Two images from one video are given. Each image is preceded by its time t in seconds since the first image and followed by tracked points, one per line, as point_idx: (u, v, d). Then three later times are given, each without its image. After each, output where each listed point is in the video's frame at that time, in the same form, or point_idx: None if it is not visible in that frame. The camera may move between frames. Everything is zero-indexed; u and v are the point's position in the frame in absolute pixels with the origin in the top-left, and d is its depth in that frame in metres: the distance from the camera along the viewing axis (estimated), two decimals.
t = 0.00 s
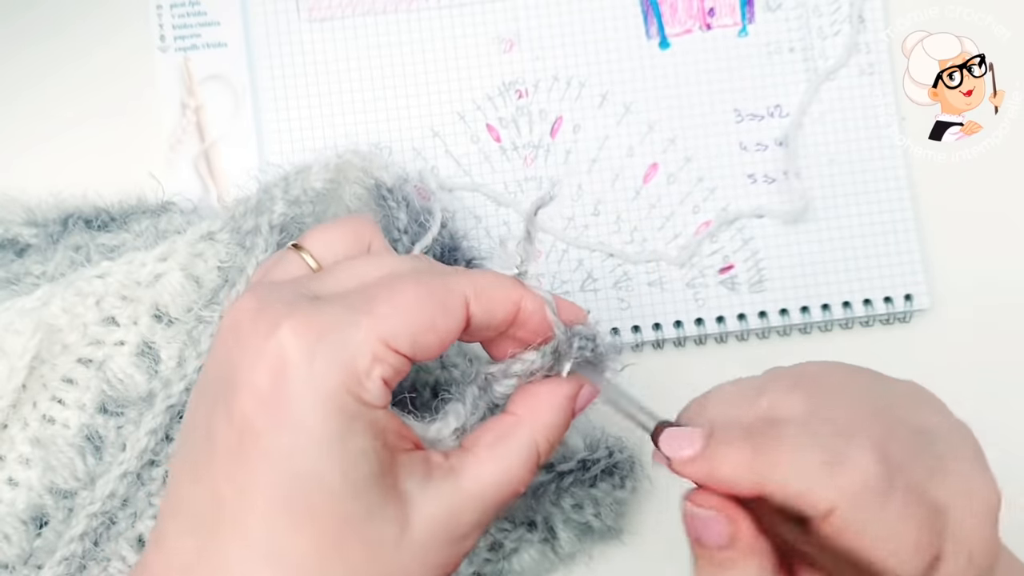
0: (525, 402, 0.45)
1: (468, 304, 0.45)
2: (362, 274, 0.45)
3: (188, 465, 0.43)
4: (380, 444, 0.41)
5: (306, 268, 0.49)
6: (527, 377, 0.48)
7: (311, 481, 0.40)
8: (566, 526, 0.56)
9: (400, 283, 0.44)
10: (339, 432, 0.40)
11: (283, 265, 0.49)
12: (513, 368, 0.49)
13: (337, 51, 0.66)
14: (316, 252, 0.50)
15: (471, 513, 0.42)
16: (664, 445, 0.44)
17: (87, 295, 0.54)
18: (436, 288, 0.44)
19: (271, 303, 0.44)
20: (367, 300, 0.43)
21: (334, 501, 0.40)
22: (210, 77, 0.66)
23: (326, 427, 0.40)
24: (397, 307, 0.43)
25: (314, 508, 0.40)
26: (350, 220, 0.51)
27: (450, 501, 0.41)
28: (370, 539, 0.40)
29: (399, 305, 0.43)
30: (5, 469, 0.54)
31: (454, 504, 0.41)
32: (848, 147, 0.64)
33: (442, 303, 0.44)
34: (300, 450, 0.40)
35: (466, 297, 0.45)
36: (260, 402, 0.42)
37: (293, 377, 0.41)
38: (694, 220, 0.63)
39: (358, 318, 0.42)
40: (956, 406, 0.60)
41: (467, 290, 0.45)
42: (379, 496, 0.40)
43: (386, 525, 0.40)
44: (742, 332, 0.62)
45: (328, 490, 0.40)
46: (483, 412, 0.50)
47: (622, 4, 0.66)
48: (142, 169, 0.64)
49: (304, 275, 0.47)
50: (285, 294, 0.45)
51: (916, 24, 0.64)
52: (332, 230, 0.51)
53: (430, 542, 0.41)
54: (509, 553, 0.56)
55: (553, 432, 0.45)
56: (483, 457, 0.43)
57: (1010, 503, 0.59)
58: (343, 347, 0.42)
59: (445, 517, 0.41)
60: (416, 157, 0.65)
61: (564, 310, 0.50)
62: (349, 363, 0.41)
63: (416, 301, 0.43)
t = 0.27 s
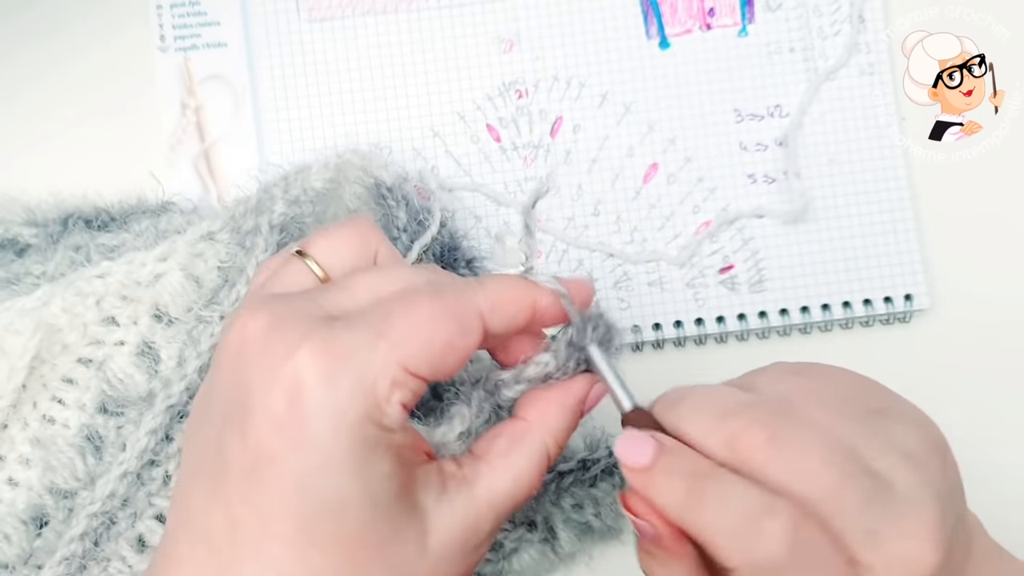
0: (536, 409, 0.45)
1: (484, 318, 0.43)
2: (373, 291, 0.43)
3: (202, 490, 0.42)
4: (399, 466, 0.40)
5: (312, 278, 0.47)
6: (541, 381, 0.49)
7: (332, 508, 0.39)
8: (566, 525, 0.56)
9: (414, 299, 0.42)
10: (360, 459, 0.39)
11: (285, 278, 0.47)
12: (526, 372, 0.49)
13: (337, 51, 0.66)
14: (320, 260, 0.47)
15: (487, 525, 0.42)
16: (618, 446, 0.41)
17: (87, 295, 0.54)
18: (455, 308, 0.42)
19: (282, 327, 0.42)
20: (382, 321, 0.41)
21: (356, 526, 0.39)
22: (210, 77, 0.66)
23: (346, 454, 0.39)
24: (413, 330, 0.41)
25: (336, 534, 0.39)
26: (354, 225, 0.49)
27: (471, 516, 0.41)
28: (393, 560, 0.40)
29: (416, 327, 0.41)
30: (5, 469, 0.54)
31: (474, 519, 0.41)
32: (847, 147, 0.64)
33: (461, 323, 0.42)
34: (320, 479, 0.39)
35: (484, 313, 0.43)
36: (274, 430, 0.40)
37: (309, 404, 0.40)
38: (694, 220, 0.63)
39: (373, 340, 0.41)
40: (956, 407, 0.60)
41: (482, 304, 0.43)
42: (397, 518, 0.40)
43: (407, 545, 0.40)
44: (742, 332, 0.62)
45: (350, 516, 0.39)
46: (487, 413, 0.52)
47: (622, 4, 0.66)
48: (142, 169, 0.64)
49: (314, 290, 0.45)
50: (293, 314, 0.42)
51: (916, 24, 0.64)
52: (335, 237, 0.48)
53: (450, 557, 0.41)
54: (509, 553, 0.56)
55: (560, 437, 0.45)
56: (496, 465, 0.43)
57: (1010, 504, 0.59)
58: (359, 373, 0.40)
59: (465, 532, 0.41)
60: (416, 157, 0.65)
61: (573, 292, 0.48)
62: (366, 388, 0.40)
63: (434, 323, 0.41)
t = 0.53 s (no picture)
0: (551, 416, 0.43)
1: (501, 345, 0.42)
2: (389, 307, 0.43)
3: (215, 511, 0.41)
4: (415, 497, 0.39)
5: (318, 287, 0.47)
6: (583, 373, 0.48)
7: (344, 536, 0.38)
8: (566, 525, 0.56)
9: (430, 323, 0.41)
10: (375, 486, 0.38)
11: (294, 286, 0.47)
12: (569, 363, 0.49)
13: (337, 51, 0.66)
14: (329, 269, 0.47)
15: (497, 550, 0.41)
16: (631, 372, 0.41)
17: (87, 294, 0.54)
18: (473, 336, 0.41)
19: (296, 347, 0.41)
20: (399, 345, 0.40)
21: (368, 557, 0.38)
22: (210, 77, 0.66)
23: (360, 481, 0.38)
24: (429, 355, 0.40)
25: (347, 564, 0.38)
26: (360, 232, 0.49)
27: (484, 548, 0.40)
28: None
29: (433, 353, 0.40)
30: (5, 469, 0.54)
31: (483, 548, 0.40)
32: (847, 147, 0.64)
33: (478, 351, 0.41)
34: (334, 505, 0.38)
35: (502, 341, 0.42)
36: (287, 453, 0.39)
37: (324, 429, 0.39)
38: (694, 220, 0.63)
39: (389, 367, 0.40)
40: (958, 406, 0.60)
41: (499, 332, 0.42)
42: (409, 549, 0.39)
43: None
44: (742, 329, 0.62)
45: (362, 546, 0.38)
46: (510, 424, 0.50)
47: (622, 4, 0.66)
48: (142, 169, 0.64)
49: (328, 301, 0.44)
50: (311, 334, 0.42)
51: (916, 24, 0.64)
52: (342, 244, 0.48)
53: None
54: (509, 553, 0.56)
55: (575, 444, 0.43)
56: (509, 481, 0.41)
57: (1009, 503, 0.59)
58: (375, 399, 0.39)
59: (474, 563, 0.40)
60: (415, 157, 0.65)
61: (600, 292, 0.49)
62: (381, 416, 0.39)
63: (451, 352, 0.40)
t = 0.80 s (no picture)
0: (536, 441, 0.42)
1: (494, 347, 0.45)
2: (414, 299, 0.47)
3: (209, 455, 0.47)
4: (360, 452, 0.43)
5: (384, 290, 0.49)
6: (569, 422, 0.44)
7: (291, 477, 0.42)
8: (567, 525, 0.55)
9: (431, 306, 0.45)
10: (320, 437, 0.43)
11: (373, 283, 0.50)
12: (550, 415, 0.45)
13: (337, 51, 0.66)
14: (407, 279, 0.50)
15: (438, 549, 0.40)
16: (672, 434, 0.40)
17: (87, 295, 0.54)
18: (464, 319, 0.45)
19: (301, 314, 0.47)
20: (391, 319, 0.45)
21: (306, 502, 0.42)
22: (210, 77, 0.66)
23: (309, 429, 0.43)
24: (417, 330, 0.45)
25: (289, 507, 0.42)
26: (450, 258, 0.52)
27: (414, 514, 0.42)
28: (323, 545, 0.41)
29: (417, 330, 0.44)
30: (5, 469, 0.54)
31: (414, 529, 0.41)
32: (847, 146, 0.64)
33: (462, 335, 0.45)
34: (286, 452, 0.43)
35: (496, 338, 0.45)
36: (264, 400, 0.45)
37: (295, 379, 0.44)
38: (694, 220, 0.63)
39: (371, 335, 0.44)
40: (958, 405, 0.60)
41: (494, 332, 0.45)
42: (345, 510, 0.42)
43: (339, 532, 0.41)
44: (742, 332, 0.62)
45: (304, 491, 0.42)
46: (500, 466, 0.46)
47: (621, 4, 0.66)
48: (142, 169, 0.64)
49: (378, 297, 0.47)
50: (326, 301, 0.47)
51: (916, 24, 0.64)
52: (431, 264, 0.51)
53: (377, 564, 0.41)
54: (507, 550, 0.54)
55: (551, 475, 0.41)
56: (467, 494, 0.41)
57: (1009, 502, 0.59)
58: (341, 353, 0.44)
59: (400, 543, 0.41)
60: (415, 157, 0.65)
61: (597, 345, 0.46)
62: (347, 372, 0.44)
63: (432, 324, 0.45)
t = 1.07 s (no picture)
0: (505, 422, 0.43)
1: (477, 343, 0.45)
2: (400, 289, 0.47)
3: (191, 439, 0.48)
4: (337, 438, 0.43)
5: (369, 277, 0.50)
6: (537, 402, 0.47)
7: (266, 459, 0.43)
8: (567, 526, 0.55)
9: (413, 298, 0.46)
10: (297, 419, 0.43)
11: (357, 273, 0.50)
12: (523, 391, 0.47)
13: (337, 51, 0.66)
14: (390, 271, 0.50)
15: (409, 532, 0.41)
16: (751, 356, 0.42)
17: (87, 294, 0.54)
18: (446, 313, 0.45)
19: (290, 293, 0.47)
20: (373, 305, 0.45)
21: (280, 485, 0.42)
22: (210, 77, 0.66)
23: (286, 410, 0.43)
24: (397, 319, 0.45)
25: (264, 489, 0.43)
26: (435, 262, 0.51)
27: (388, 499, 0.42)
28: (294, 528, 0.42)
29: (399, 320, 0.45)
30: (5, 469, 0.54)
31: (388, 513, 0.42)
32: (847, 147, 0.64)
33: (443, 329, 0.45)
34: (263, 433, 0.43)
35: (479, 335, 0.45)
36: (246, 384, 0.45)
37: (276, 362, 0.45)
38: (694, 220, 0.63)
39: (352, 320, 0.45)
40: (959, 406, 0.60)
41: (477, 328, 0.45)
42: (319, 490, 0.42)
43: (314, 516, 0.42)
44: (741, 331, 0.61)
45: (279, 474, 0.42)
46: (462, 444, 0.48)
47: (621, 5, 0.66)
48: (142, 169, 0.64)
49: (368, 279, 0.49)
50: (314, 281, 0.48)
51: (916, 24, 0.64)
52: (416, 262, 0.51)
53: (349, 546, 0.41)
54: (509, 553, 0.55)
55: (521, 456, 0.42)
56: (438, 471, 0.42)
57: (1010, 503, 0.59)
58: (321, 338, 0.45)
59: (373, 527, 0.41)
60: (416, 157, 0.65)
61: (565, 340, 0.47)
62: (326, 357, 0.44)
63: (412, 316, 0.45)
